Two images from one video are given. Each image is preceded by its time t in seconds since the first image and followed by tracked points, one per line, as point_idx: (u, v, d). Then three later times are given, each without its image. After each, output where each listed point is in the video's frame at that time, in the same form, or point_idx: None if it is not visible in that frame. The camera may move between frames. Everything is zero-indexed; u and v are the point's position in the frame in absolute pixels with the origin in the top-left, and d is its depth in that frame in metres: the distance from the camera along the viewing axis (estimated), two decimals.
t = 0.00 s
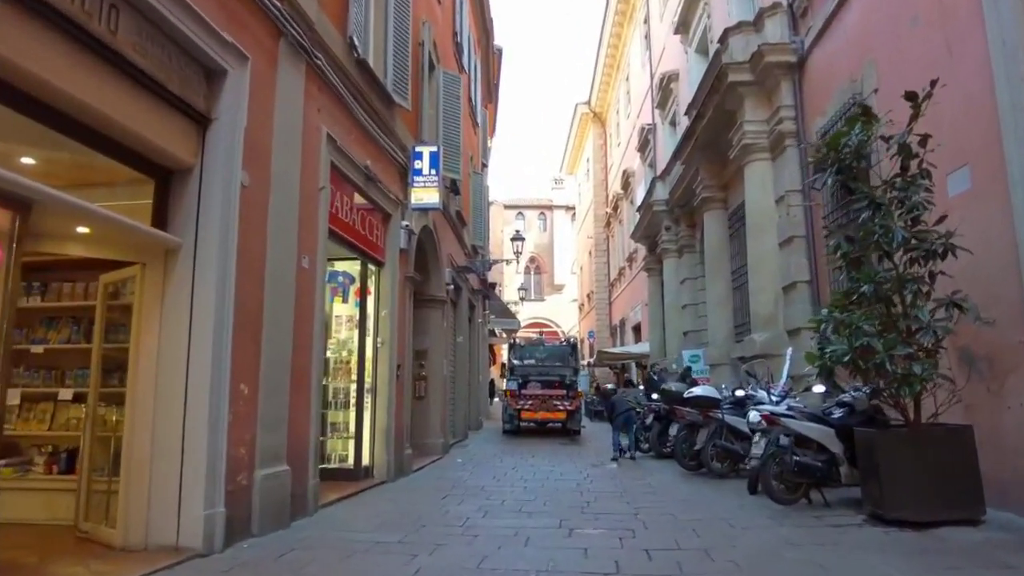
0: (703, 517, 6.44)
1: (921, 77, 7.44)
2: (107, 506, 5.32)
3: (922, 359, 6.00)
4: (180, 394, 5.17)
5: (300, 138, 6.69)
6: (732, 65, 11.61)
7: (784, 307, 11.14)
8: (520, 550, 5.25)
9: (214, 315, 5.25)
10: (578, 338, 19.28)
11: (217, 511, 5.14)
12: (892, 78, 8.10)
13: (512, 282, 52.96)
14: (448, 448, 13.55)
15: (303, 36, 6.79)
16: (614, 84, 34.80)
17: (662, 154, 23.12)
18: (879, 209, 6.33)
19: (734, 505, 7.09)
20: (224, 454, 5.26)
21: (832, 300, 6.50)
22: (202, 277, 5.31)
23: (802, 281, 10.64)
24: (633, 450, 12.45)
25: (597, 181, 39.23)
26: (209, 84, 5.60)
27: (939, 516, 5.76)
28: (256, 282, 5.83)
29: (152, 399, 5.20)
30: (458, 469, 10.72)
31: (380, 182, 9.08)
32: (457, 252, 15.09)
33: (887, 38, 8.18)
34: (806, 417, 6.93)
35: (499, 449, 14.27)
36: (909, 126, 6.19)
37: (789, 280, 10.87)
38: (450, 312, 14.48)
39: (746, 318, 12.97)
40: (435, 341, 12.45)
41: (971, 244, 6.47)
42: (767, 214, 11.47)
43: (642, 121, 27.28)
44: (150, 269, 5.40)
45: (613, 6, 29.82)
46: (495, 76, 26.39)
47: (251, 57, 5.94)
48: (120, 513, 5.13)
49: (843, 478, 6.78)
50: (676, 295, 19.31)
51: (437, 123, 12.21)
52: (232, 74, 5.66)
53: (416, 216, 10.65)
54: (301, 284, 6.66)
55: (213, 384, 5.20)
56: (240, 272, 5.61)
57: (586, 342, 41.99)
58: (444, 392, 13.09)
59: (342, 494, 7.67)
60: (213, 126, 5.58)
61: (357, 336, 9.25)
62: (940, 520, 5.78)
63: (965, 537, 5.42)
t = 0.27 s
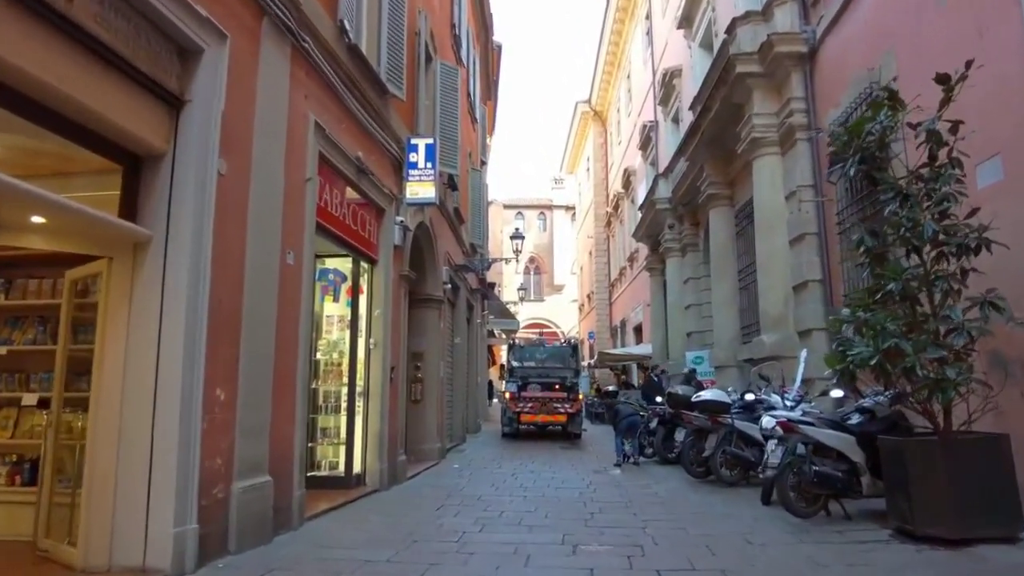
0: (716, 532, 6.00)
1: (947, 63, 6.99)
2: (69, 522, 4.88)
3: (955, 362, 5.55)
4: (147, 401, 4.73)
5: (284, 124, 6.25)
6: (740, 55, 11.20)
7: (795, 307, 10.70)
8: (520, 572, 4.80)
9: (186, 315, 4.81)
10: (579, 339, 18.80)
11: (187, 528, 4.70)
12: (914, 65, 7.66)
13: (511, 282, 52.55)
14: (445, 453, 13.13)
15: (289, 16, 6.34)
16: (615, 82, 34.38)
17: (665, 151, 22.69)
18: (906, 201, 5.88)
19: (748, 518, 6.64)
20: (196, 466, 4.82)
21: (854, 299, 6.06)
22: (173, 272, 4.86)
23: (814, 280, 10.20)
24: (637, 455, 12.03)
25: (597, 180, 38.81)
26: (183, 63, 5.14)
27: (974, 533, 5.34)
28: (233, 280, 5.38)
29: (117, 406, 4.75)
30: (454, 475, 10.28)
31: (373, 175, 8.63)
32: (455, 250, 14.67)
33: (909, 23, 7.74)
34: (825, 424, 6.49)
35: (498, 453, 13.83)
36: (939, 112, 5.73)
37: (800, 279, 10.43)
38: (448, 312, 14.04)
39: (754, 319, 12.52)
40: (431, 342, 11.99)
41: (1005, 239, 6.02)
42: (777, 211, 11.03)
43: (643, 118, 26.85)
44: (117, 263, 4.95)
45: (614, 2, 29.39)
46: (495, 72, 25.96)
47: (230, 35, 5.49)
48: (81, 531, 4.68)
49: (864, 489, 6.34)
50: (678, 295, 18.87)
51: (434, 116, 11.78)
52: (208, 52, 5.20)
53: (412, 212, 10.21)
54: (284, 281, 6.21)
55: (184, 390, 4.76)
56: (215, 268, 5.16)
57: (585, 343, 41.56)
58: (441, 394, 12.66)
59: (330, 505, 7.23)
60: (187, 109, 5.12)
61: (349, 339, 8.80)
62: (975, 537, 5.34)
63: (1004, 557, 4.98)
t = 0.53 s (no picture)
0: (727, 538, 5.62)
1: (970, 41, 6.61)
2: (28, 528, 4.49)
3: (986, 356, 5.16)
4: (112, 396, 4.35)
5: (266, 103, 5.86)
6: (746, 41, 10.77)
7: (803, 302, 10.33)
8: None
9: (155, 303, 4.42)
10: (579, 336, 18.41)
11: (155, 535, 4.31)
12: (933, 45, 7.28)
13: (510, 281, 52.19)
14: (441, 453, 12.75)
15: None
16: (615, 77, 33.99)
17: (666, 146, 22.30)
18: (931, 184, 5.48)
19: (760, 522, 6.27)
20: (166, 467, 4.43)
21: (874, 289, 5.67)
22: (141, 257, 4.48)
23: (823, 274, 9.82)
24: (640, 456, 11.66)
25: (596, 178, 38.43)
26: (153, 31, 4.74)
27: (1007, 541, 4.96)
28: (208, 267, 5.00)
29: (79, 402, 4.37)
30: (450, 477, 9.90)
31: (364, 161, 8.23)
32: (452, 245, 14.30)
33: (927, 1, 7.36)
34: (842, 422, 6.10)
35: (496, 454, 13.45)
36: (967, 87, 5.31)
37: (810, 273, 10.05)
38: (444, 308, 13.66)
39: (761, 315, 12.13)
40: (427, 338, 11.61)
41: None
42: (785, 202, 10.66)
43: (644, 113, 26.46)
44: (81, 247, 4.53)
45: None
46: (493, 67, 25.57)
47: (206, 3, 5.09)
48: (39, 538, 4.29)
49: (884, 491, 5.97)
50: (680, 291, 18.49)
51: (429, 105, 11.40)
52: (180, 21, 4.80)
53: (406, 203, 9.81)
54: (265, 270, 5.82)
55: (152, 385, 4.37)
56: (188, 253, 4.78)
57: (585, 342, 41.21)
58: (437, 393, 12.29)
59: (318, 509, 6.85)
60: (158, 82, 4.72)
61: (339, 334, 8.42)
62: (1007, 545, 4.97)
63: None
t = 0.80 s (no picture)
0: (745, 555, 5.20)
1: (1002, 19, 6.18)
2: None
3: None
4: (68, 401, 3.91)
5: (246, 84, 5.43)
6: (754, 29, 10.37)
7: (816, 300, 9.90)
8: None
9: (115, 297, 3.99)
10: (580, 338, 17.97)
11: (116, 556, 3.87)
12: (959, 27, 6.86)
13: (510, 282, 51.79)
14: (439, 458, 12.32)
15: None
16: (615, 76, 33.59)
17: (668, 143, 21.89)
18: (968, 169, 5.01)
19: (779, 536, 5.84)
20: (129, 479, 3.99)
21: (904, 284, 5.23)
22: (101, 247, 4.04)
23: (837, 271, 9.39)
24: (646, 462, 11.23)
25: (596, 177, 38.03)
26: None
27: None
28: (178, 258, 4.56)
29: (31, 407, 3.93)
30: (448, 484, 9.46)
31: (354, 151, 7.79)
32: (450, 243, 13.89)
33: None
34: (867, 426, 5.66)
35: (495, 459, 13.02)
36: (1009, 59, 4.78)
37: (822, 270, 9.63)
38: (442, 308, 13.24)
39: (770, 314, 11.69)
40: (423, 339, 11.18)
41: None
42: (796, 197, 10.24)
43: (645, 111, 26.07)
44: (34, 237, 4.06)
45: None
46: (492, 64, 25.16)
47: None
48: None
49: (913, 503, 5.50)
50: (684, 292, 18.07)
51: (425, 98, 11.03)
52: None
53: (401, 197, 9.37)
54: (244, 265, 5.39)
55: (113, 388, 3.93)
56: (155, 244, 4.35)
57: (584, 343, 40.81)
58: (435, 396, 11.86)
59: (306, 520, 6.40)
60: (121, 54, 4.27)
61: (330, 334, 7.98)
62: None
63: None
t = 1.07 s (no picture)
0: (768, 568, 4.75)
1: None
2: None
3: None
4: (10, 397, 3.46)
5: (223, 52, 4.97)
6: (767, 12, 9.92)
7: (832, 295, 9.45)
8: None
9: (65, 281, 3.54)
10: (584, 336, 17.51)
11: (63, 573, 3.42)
12: None
13: (511, 281, 51.38)
14: (438, 460, 11.88)
15: None
16: (618, 72, 33.17)
17: (673, 138, 21.46)
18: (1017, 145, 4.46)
19: (802, 546, 5.38)
20: (80, 485, 3.54)
21: (941, 271, 4.74)
22: (51, 224, 3.60)
23: (855, 264, 8.94)
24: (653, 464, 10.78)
25: (598, 175, 37.61)
26: None
27: None
28: (142, 240, 4.12)
29: None
30: (446, 487, 9.02)
31: (345, 134, 7.33)
32: (450, 237, 13.46)
33: None
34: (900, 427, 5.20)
35: (496, 460, 12.57)
36: None
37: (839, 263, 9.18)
38: (441, 304, 12.80)
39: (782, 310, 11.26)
40: (421, 336, 10.74)
41: None
42: (811, 187, 9.79)
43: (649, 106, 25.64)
44: None
45: None
46: (493, 58, 24.74)
47: None
48: None
49: (950, 511, 5.02)
50: (690, 289, 17.61)
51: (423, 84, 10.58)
52: None
53: (397, 185, 8.92)
54: (220, 251, 4.94)
55: (61, 383, 3.48)
56: (115, 223, 3.90)
57: (586, 343, 40.39)
58: (434, 396, 11.42)
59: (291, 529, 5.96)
60: (77, 9, 3.82)
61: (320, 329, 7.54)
62: None
63: None
